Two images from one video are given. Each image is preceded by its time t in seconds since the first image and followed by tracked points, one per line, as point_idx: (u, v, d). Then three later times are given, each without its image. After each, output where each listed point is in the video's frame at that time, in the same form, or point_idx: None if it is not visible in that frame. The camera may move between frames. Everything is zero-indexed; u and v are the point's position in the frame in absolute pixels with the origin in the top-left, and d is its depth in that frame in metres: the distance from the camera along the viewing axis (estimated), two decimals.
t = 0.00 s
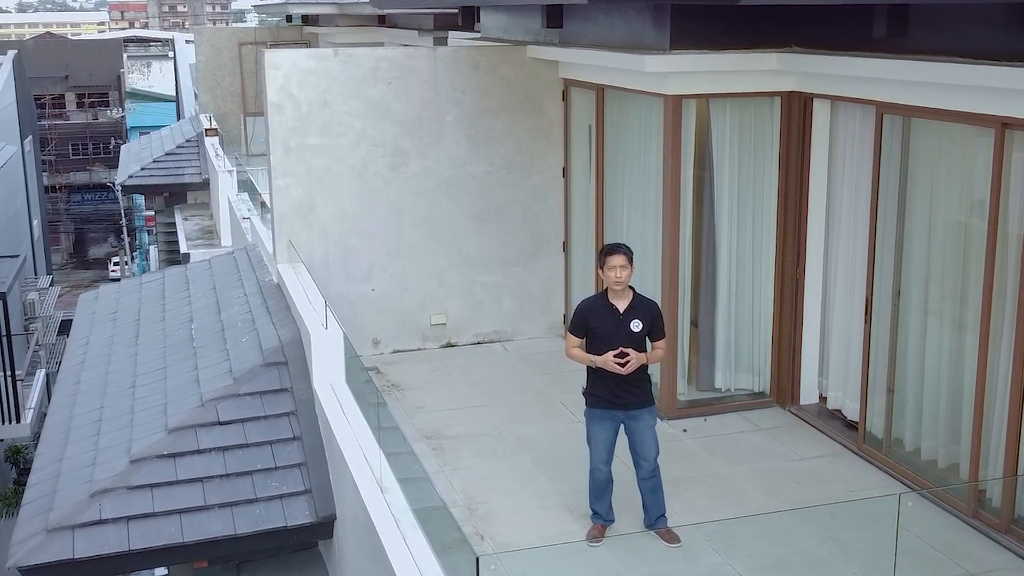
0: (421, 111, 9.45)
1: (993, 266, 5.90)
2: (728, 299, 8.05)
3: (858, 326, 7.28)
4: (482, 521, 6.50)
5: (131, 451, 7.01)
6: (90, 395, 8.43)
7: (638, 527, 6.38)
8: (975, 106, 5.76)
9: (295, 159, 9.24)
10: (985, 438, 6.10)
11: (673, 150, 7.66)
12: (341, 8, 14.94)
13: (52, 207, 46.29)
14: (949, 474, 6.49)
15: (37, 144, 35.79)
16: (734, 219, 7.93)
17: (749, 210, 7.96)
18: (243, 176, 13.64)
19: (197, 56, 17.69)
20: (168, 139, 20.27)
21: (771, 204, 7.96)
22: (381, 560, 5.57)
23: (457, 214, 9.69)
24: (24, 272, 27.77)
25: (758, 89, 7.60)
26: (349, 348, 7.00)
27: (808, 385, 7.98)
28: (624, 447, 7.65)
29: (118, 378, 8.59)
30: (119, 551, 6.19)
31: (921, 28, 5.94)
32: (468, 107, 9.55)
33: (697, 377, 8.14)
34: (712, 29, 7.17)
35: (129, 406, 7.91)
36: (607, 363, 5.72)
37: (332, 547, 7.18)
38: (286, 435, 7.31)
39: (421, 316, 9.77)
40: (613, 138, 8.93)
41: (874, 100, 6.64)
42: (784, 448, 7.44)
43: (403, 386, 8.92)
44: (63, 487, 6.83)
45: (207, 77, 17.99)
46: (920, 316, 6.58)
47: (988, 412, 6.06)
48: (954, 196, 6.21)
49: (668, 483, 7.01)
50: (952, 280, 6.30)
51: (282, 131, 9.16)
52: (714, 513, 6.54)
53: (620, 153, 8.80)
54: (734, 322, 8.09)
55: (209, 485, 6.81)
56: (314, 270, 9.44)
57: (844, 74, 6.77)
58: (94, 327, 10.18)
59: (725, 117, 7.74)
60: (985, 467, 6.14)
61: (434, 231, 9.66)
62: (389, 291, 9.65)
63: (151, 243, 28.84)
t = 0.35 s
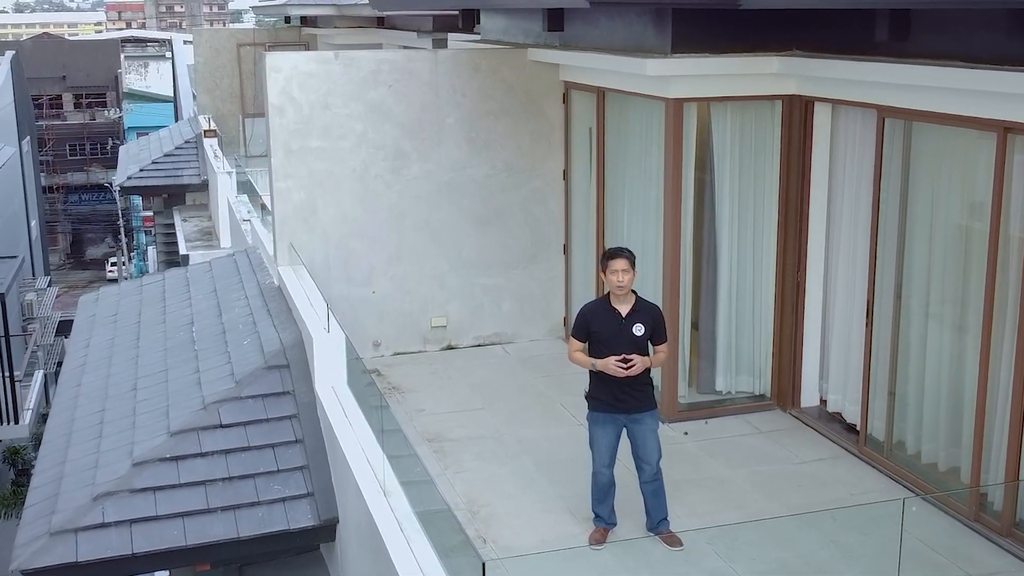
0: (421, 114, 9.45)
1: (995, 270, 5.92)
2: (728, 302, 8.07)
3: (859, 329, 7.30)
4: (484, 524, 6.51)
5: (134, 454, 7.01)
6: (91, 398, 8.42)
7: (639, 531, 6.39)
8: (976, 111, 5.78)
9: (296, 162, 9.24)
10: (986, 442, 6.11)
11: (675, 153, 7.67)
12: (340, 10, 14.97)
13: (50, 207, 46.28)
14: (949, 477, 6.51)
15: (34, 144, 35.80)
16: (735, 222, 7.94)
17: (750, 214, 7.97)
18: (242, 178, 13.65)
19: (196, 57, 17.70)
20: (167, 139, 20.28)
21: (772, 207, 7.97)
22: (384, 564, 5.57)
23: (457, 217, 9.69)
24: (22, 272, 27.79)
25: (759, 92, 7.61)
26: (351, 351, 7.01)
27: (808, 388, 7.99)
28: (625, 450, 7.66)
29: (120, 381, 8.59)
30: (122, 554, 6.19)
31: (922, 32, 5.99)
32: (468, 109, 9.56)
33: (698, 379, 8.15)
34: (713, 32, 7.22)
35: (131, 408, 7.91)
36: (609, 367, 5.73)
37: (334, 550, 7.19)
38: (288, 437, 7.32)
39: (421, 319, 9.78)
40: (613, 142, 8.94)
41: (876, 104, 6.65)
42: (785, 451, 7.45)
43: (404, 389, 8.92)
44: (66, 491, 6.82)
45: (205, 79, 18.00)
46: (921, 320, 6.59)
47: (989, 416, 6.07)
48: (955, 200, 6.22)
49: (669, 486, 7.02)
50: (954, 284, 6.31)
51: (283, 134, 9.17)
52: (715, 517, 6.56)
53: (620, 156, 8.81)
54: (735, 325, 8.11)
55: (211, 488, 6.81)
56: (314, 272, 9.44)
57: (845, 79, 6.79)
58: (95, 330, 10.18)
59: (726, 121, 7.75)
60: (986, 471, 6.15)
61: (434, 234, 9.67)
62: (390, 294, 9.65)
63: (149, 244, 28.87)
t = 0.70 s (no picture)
0: (414, 117, 9.46)
1: (989, 272, 5.96)
2: (721, 304, 8.11)
3: (852, 330, 7.34)
4: (480, 526, 6.51)
5: (130, 456, 6.99)
6: (86, 399, 8.40)
7: (634, 533, 6.41)
8: (970, 115, 5.82)
9: (290, 164, 9.24)
10: (979, 443, 6.16)
11: (669, 156, 7.69)
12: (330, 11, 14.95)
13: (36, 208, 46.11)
14: (942, 479, 6.55)
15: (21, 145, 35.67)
16: (728, 224, 7.98)
17: (743, 216, 8.01)
18: (233, 179, 13.64)
19: (185, 58, 17.68)
20: (157, 140, 20.24)
21: (765, 210, 8.01)
22: (382, 566, 5.57)
23: (449, 219, 9.70)
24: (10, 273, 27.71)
25: (752, 95, 7.65)
26: (347, 353, 7.01)
27: (801, 390, 8.03)
28: (619, 452, 7.68)
29: (114, 382, 8.56)
30: (119, 555, 6.18)
31: (916, 36, 6.04)
32: (461, 112, 9.57)
33: (690, 381, 8.18)
34: (706, 36, 7.26)
35: (126, 410, 7.89)
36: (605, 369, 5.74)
37: (330, 551, 7.19)
38: (283, 439, 7.31)
39: (414, 321, 9.78)
40: (606, 144, 8.96)
41: (869, 107, 6.70)
42: (778, 453, 7.48)
43: (397, 391, 8.92)
44: (62, 492, 6.79)
45: (194, 79, 17.96)
46: (914, 323, 6.64)
47: (983, 418, 6.12)
48: (949, 203, 6.27)
49: (664, 488, 7.04)
50: (947, 286, 6.35)
51: (277, 137, 9.16)
52: (710, 519, 6.58)
53: (613, 158, 8.83)
54: (727, 327, 8.15)
55: (208, 490, 6.80)
56: (307, 275, 9.44)
57: (837, 83, 6.83)
58: (88, 331, 10.14)
59: (719, 124, 7.79)
60: (980, 473, 6.20)
61: (427, 236, 9.67)
62: (382, 296, 9.65)
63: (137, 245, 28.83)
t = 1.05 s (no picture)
0: (408, 116, 9.49)
1: (983, 271, 6.02)
2: (715, 303, 8.16)
3: (846, 329, 7.40)
4: (476, 523, 6.54)
5: (129, 453, 7.00)
6: (82, 397, 8.39)
7: (630, 529, 6.45)
8: (963, 115, 5.89)
9: (285, 164, 9.25)
10: (973, 441, 6.23)
11: (664, 156, 7.75)
12: (319, 12, 14.95)
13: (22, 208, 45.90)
14: (935, 476, 6.62)
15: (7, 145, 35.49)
16: (721, 224, 8.03)
17: (737, 216, 8.06)
18: (224, 179, 13.63)
19: (174, 59, 17.65)
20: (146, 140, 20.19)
21: (758, 210, 8.06)
22: (383, 562, 5.60)
23: (443, 218, 9.72)
24: None
25: (746, 96, 7.70)
26: (345, 352, 7.04)
27: (794, 388, 8.09)
28: (614, 451, 7.72)
29: (110, 381, 8.56)
30: (120, 551, 6.19)
31: (911, 37, 6.11)
32: (455, 112, 9.60)
33: (684, 379, 8.25)
34: (702, 37, 7.31)
35: (124, 408, 7.89)
36: (601, 367, 5.77)
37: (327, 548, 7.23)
38: (281, 437, 7.34)
39: (408, 319, 9.81)
40: (599, 144, 9.01)
41: (863, 107, 6.76)
42: (772, 451, 7.54)
43: (391, 389, 8.95)
44: (62, 489, 6.79)
45: (183, 79, 17.93)
46: (908, 322, 6.70)
47: (977, 415, 6.18)
48: (942, 202, 6.34)
49: (659, 486, 7.08)
50: (941, 285, 6.42)
51: (273, 136, 9.18)
52: (706, 516, 6.63)
53: (607, 158, 8.88)
54: (721, 327, 8.20)
55: (207, 487, 6.82)
56: (302, 274, 9.45)
57: (831, 83, 6.90)
58: (83, 330, 10.13)
59: (713, 123, 7.84)
60: (973, 470, 6.26)
61: (421, 236, 9.70)
62: (376, 295, 9.67)
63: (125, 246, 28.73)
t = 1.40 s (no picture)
0: (399, 115, 9.52)
1: (973, 268, 6.10)
2: (706, 300, 8.23)
3: (835, 326, 7.48)
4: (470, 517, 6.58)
5: (125, 449, 7.04)
6: (77, 393, 8.42)
7: (623, 524, 6.50)
8: (954, 113, 5.97)
9: (277, 162, 9.27)
10: (963, 436, 6.31)
11: (655, 154, 7.81)
12: (307, 11, 14.94)
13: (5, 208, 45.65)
14: (924, 471, 6.70)
15: None
16: (712, 222, 8.10)
17: (727, 214, 8.13)
18: (212, 178, 13.62)
19: (160, 58, 17.61)
20: (132, 139, 20.13)
21: (749, 208, 8.14)
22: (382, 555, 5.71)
23: (434, 217, 9.76)
24: None
25: (737, 94, 7.77)
26: (341, 349, 7.09)
27: (783, 384, 8.16)
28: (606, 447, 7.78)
29: (104, 377, 8.58)
30: (118, 545, 6.22)
31: (902, 35, 6.19)
32: (445, 111, 9.63)
33: (674, 376, 8.30)
34: (694, 37, 7.38)
35: (119, 404, 7.93)
36: (597, 363, 5.78)
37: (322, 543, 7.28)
38: (276, 432, 7.38)
39: (399, 317, 9.84)
40: (590, 143, 9.06)
41: (853, 106, 6.84)
42: (763, 446, 7.61)
43: (383, 386, 8.98)
44: (59, 484, 6.83)
45: (170, 79, 17.88)
46: (898, 319, 6.79)
47: (967, 410, 6.27)
48: (932, 200, 6.42)
49: (652, 481, 7.14)
50: (930, 282, 6.50)
51: (265, 134, 9.20)
52: (698, 510, 6.69)
53: (598, 157, 8.93)
54: (712, 325, 8.26)
55: (203, 482, 6.85)
56: (294, 271, 9.48)
57: (822, 82, 6.97)
58: (75, 327, 10.15)
59: (704, 122, 7.91)
60: (963, 464, 6.34)
61: (412, 234, 9.73)
62: (368, 293, 9.70)
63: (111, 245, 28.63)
